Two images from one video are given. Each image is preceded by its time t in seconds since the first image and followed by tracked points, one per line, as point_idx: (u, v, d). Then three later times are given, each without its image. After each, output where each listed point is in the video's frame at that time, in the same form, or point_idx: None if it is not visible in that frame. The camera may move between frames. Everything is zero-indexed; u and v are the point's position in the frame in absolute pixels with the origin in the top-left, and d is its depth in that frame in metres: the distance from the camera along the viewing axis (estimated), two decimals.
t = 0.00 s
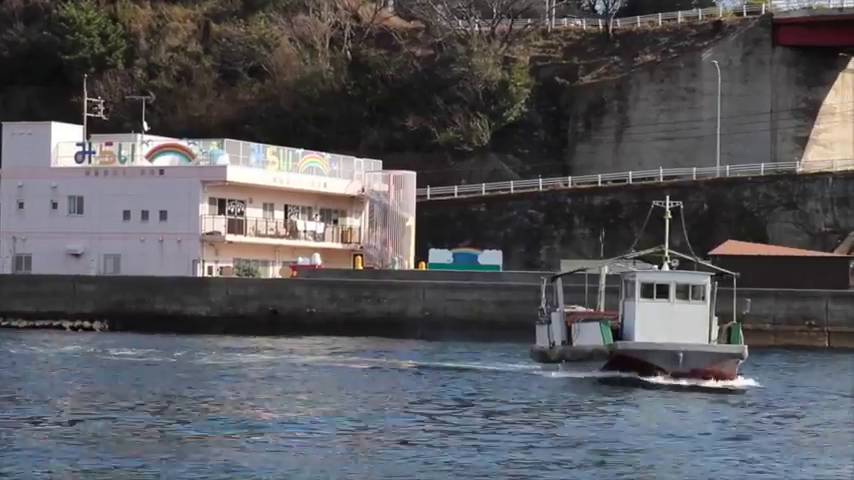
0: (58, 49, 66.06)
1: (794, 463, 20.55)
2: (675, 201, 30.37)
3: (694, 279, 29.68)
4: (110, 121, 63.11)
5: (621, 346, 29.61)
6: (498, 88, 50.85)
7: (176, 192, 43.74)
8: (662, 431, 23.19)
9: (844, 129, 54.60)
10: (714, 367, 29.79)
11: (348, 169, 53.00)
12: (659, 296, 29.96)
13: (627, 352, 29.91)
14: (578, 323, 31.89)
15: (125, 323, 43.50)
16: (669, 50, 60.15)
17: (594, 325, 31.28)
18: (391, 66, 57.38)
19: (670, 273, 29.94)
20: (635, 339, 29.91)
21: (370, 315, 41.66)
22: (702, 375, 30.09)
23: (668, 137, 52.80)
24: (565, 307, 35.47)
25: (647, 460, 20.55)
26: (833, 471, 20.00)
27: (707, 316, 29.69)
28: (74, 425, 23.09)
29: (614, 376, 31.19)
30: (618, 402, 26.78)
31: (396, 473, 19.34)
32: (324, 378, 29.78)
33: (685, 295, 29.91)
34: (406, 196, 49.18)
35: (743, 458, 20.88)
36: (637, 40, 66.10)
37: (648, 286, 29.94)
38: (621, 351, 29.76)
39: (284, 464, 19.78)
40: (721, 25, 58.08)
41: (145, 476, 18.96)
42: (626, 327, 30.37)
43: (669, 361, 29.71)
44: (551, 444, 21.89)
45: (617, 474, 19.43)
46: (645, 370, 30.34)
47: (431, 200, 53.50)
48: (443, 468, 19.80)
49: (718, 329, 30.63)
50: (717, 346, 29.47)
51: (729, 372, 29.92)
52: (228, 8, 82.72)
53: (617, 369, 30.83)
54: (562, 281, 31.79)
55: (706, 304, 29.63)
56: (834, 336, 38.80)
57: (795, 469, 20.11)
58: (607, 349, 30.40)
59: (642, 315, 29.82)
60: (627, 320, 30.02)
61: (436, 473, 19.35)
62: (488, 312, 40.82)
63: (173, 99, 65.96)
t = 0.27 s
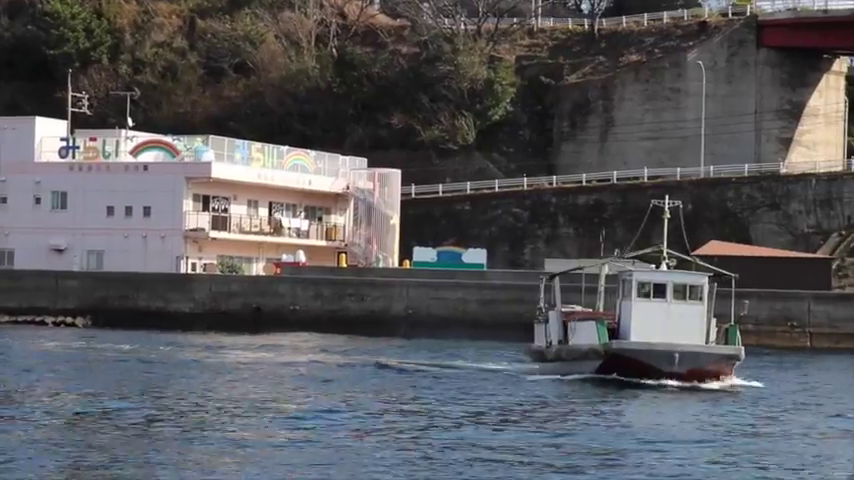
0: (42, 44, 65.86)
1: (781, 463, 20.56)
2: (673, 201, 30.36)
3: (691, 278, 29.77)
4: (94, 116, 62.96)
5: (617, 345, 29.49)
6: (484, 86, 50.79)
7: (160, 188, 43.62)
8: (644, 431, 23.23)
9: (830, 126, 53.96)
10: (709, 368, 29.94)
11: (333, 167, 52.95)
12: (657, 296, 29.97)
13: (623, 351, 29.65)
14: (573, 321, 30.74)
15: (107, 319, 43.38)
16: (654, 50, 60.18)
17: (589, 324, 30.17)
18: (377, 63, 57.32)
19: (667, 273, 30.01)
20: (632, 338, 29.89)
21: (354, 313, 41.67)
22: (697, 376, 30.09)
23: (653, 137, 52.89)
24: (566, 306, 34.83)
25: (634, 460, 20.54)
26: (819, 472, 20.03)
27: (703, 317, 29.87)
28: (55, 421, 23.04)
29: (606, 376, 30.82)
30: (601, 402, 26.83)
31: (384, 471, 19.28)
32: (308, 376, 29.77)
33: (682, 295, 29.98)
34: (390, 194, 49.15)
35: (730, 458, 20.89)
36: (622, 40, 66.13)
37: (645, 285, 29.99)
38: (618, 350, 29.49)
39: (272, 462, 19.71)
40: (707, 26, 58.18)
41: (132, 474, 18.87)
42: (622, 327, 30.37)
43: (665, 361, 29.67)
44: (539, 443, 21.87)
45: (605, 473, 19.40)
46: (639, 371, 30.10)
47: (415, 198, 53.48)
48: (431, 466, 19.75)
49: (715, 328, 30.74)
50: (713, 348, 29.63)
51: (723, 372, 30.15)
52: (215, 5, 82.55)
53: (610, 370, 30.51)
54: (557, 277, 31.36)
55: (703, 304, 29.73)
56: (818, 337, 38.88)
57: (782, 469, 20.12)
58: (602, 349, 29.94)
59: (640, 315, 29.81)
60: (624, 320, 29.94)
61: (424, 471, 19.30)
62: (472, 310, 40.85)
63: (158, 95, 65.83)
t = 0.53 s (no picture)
0: (26, 42, 65.65)
1: (765, 466, 20.63)
2: (671, 203, 30.52)
3: (689, 280, 29.84)
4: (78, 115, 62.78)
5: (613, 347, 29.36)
6: (469, 88, 50.82)
7: (144, 187, 43.55)
8: (627, 432, 23.35)
9: (812, 132, 54.65)
10: (704, 372, 29.72)
11: (318, 167, 52.91)
12: (654, 299, 30.06)
13: (620, 354, 29.47)
14: (570, 322, 30.56)
15: (90, 318, 43.25)
16: (639, 54, 60.29)
17: (585, 325, 29.99)
18: (362, 64, 57.33)
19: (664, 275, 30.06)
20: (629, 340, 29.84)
21: (338, 314, 41.70)
22: (694, 380, 29.93)
23: (637, 140, 53.03)
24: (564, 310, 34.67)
25: (618, 462, 20.63)
26: (803, 474, 20.11)
27: (701, 320, 29.90)
28: (40, 420, 22.98)
29: (598, 381, 30.43)
30: (584, 404, 26.93)
31: (369, 472, 19.28)
32: (291, 377, 29.77)
33: (679, 298, 30.03)
34: (375, 195, 49.17)
35: (716, 461, 20.99)
36: (607, 43, 66.22)
37: (642, 288, 30.03)
38: (613, 352, 29.21)
39: (257, 462, 19.69)
40: (692, 30, 58.36)
41: (119, 473, 18.81)
42: (619, 330, 30.33)
43: (662, 365, 29.51)
44: (524, 445, 21.90)
45: (590, 475, 19.44)
46: (633, 374, 29.79)
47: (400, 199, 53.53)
48: (417, 467, 19.76)
49: (712, 333, 30.91)
50: (709, 352, 29.52)
51: (718, 377, 29.95)
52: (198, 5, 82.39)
53: (602, 374, 30.15)
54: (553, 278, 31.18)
55: (701, 306, 29.76)
56: (801, 341, 39.01)
57: (767, 472, 20.25)
58: (595, 348, 29.72)
59: (637, 317, 29.84)
60: (623, 322, 29.96)
61: (409, 472, 19.30)
62: (455, 312, 40.93)
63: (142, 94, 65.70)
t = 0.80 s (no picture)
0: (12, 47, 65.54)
1: (748, 473, 20.62)
2: (667, 209, 30.04)
3: (689, 287, 29.24)
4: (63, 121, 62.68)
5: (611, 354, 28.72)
6: (455, 95, 50.82)
7: (129, 194, 43.50)
8: (612, 439, 23.37)
9: (797, 138, 54.83)
10: (702, 379, 29.22)
11: (304, 174, 52.86)
12: (653, 305, 29.49)
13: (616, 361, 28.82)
14: (568, 329, 30.17)
15: (75, 325, 43.18)
16: (624, 61, 60.33)
17: (584, 331, 29.56)
18: (348, 70, 57.28)
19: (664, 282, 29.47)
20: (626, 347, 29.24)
21: (323, 321, 41.68)
22: (691, 388, 29.39)
23: (623, 147, 53.12)
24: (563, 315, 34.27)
25: (601, 468, 20.66)
26: None
27: (700, 328, 29.35)
28: (23, 426, 22.95)
29: (593, 389, 29.75)
30: (569, 411, 26.97)
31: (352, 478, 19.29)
32: (276, 383, 29.77)
33: (678, 304, 29.45)
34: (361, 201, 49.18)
35: (699, 466, 21.03)
36: (593, 50, 66.28)
37: (641, 294, 29.44)
38: (612, 360, 28.55)
39: (240, 468, 19.68)
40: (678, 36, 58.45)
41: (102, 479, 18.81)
42: (616, 336, 29.72)
43: (659, 373, 28.90)
44: (508, 452, 21.89)
45: None
46: (630, 382, 29.17)
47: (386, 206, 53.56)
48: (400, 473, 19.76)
49: (712, 339, 30.40)
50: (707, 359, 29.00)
51: (715, 383, 29.46)
52: (185, 10, 82.36)
53: (598, 382, 29.47)
54: (553, 284, 30.70)
55: (700, 313, 29.19)
56: (786, 348, 39.01)
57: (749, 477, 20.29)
58: (593, 355, 29.08)
59: (636, 324, 29.23)
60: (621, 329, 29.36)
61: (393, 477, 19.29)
62: (441, 318, 41.06)
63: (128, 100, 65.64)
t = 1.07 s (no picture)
0: None
1: None
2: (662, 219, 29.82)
3: (685, 297, 29.09)
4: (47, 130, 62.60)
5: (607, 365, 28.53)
6: (439, 104, 50.91)
7: (113, 203, 43.43)
8: (595, 446, 23.44)
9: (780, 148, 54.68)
10: (698, 388, 29.06)
11: (288, 183, 52.83)
12: (649, 314, 29.26)
13: (612, 372, 28.63)
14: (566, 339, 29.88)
15: (58, 335, 43.09)
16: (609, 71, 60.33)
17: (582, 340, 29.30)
18: (333, 80, 57.34)
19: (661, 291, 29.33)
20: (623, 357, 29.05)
21: (308, 330, 41.69)
22: (688, 397, 29.24)
23: (607, 156, 53.28)
24: (562, 323, 33.96)
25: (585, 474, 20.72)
26: None
27: (697, 338, 29.18)
28: (6, 435, 22.92)
29: (589, 399, 29.50)
30: (553, 419, 27.04)
31: None
32: (262, 392, 29.78)
33: (675, 314, 29.29)
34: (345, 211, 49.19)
35: (682, 473, 21.09)
36: (578, 59, 66.44)
37: (637, 304, 29.30)
38: (610, 372, 28.38)
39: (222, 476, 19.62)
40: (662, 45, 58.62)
41: None
42: (613, 346, 29.55)
43: (656, 383, 28.72)
44: (492, 460, 21.84)
45: None
46: (627, 392, 29.03)
47: (371, 215, 53.59)
48: None
49: (711, 350, 30.18)
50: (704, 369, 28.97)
51: (711, 391, 29.45)
52: (169, 18, 82.33)
53: (594, 392, 29.29)
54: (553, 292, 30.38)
55: (698, 323, 29.02)
56: (771, 358, 39.00)
57: None
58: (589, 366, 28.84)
59: (633, 333, 29.02)
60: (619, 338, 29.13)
61: None
62: (425, 328, 41.16)
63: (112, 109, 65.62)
